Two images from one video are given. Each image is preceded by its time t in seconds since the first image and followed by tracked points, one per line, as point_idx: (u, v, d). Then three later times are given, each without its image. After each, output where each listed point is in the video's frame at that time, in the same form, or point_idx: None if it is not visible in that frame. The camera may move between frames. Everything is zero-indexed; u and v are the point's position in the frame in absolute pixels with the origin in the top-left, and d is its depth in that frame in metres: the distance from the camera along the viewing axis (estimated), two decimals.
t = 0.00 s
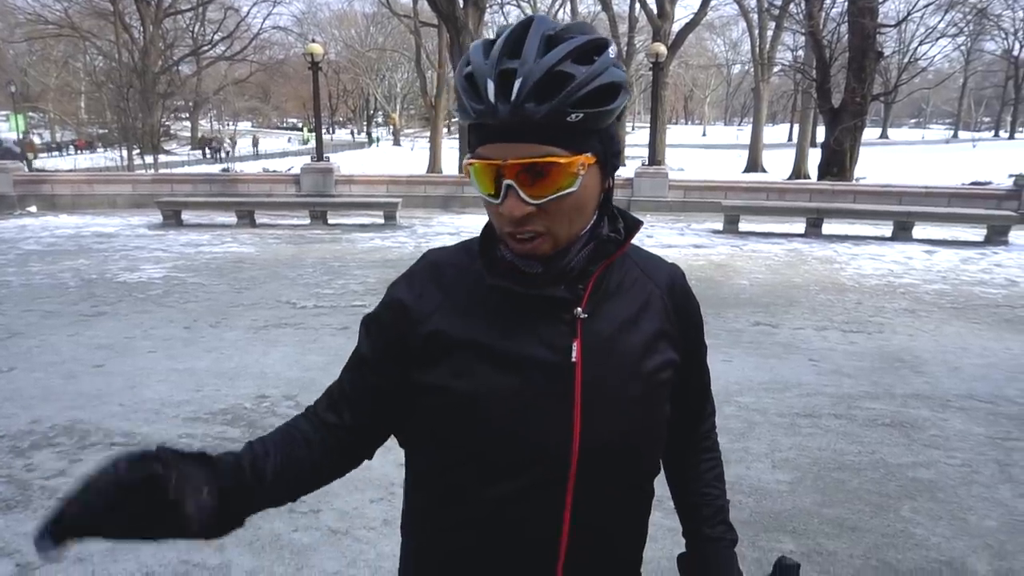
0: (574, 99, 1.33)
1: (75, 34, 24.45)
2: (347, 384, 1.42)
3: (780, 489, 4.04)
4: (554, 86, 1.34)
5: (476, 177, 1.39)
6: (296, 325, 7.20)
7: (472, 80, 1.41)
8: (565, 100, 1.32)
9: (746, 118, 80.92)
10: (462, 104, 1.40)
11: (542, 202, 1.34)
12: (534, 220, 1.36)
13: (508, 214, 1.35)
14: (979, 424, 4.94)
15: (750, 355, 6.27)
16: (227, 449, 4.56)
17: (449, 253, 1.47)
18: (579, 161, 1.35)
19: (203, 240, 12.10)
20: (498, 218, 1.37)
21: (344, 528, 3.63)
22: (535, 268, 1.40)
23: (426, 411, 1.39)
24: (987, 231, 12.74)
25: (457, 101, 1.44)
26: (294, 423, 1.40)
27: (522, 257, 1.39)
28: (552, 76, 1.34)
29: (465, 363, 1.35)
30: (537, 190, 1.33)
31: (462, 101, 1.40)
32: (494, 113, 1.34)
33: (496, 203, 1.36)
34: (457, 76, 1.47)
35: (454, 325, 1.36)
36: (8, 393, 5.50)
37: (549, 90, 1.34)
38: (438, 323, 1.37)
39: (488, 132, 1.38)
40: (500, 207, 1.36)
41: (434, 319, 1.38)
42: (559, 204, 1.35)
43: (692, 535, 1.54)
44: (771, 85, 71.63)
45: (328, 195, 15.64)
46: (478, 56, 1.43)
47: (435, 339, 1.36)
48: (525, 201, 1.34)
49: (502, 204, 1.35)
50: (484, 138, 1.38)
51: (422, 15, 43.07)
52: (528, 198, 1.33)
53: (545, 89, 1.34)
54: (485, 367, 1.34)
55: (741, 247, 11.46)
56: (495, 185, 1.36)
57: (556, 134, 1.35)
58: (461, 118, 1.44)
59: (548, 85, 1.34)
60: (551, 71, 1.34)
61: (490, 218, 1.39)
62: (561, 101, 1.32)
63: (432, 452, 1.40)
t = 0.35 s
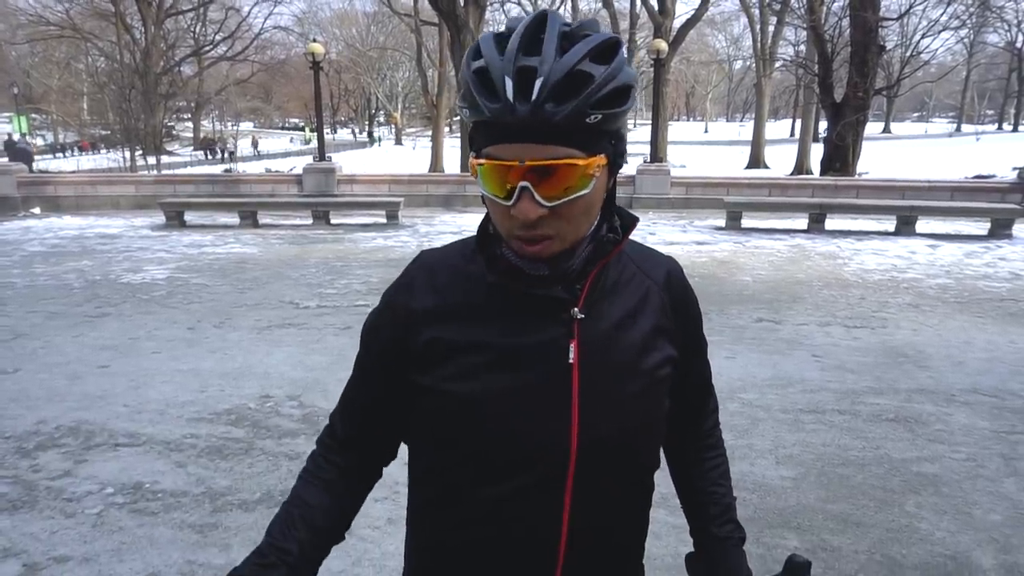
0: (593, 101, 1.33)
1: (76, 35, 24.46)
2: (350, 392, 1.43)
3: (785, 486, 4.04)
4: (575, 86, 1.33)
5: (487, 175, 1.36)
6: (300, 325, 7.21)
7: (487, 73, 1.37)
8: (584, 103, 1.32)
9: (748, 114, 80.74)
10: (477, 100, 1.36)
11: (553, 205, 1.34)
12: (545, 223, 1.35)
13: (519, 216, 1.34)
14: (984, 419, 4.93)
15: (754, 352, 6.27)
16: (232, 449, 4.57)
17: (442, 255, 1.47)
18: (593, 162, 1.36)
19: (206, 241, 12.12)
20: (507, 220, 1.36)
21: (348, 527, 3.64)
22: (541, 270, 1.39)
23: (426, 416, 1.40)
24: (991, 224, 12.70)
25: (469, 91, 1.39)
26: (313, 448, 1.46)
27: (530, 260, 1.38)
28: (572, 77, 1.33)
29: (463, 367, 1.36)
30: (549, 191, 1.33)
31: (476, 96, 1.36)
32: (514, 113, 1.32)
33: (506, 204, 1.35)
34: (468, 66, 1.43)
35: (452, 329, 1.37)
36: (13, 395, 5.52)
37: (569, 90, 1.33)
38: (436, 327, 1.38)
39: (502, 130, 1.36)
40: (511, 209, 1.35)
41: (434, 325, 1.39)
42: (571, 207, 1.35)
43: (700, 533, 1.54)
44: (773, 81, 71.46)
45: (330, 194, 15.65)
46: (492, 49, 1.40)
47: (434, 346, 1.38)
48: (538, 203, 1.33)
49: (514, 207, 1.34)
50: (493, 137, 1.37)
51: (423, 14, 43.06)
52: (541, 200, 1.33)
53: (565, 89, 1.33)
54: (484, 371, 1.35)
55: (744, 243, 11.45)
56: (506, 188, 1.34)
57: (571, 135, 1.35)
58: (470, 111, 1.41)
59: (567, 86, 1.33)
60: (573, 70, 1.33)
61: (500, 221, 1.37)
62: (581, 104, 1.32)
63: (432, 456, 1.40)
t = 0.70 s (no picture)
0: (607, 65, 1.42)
1: (76, 42, 24.49)
2: (349, 404, 1.44)
3: (789, 486, 4.02)
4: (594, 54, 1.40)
5: (564, 158, 1.31)
6: (301, 330, 7.21)
7: (522, 64, 1.32)
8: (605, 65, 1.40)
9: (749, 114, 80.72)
10: (531, 88, 1.30)
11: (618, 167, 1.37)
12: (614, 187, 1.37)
13: (601, 183, 1.33)
14: (988, 417, 4.90)
15: (757, 352, 6.25)
16: (235, 455, 4.56)
17: (437, 258, 1.45)
18: (623, 115, 1.44)
19: (207, 246, 12.13)
20: (589, 192, 1.33)
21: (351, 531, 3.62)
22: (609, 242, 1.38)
23: (425, 422, 1.40)
24: (993, 222, 12.66)
25: (504, 93, 1.31)
26: (312, 460, 1.47)
27: (605, 234, 1.37)
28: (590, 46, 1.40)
29: (460, 373, 1.36)
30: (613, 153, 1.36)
31: (527, 87, 1.30)
32: (576, 84, 1.33)
33: (587, 178, 1.32)
34: (479, 74, 1.34)
35: (449, 335, 1.37)
36: (16, 403, 5.51)
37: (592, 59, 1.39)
38: (433, 333, 1.38)
39: (554, 115, 1.34)
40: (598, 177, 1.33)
41: (431, 331, 1.38)
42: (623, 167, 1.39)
43: (710, 540, 1.52)
44: (773, 81, 71.40)
45: (331, 199, 15.65)
46: (505, 46, 1.34)
47: (431, 353, 1.38)
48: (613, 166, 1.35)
49: (597, 175, 1.32)
50: (549, 122, 1.34)
51: (422, 17, 43.08)
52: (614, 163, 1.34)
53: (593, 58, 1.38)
54: (483, 376, 1.34)
55: (745, 244, 11.44)
56: (588, 159, 1.32)
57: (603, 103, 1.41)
58: (511, 111, 1.32)
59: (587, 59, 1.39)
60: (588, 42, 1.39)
61: (582, 198, 1.33)
62: (606, 64, 1.39)
63: (433, 462, 1.40)
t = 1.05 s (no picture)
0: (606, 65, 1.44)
1: (67, 45, 24.40)
2: (334, 404, 1.44)
3: (785, 479, 4.03)
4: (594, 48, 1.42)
5: (560, 141, 1.31)
6: (297, 330, 7.20)
7: (526, 46, 1.34)
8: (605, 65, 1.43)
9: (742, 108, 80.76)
10: (537, 68, 1.31)
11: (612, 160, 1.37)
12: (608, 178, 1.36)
13: (595, 170, 1.33)
14: (983, 407, 4.92)
15: (752, 346, 6.26)
16: (231, 456, 4.56)
17: (422, 256, 1.45)
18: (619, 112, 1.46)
19: (202, 248, 12.10)
20: (584, 177, 1.33)
21: (349, 531, 3.63)
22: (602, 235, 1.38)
23: (414, 423, 1.40)
24: (986, 213, 12.70)
25: (510, 70, 1.32)
26: (297, 461, 1.47)
27: (600, 224, 1.36)
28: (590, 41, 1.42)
29: (448, 372, 1.36)
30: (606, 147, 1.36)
31: (531, 67, 1.31)
32: (577, 70, 1.34)
33: (582, 165, 1.32)
34: (483, 53, 1.34)
35: (437, 334, 1.37)
36: (11, 408, 5.50)
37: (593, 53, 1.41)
38: (421, 333, 1.38)
39: (555, 98, 1.34)
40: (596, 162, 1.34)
41: (418, 330, 1.38)
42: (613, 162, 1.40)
43: (702, 537, 1.53)
44: (766, 75, 71.45)
45: (325, 199, 15.63)
46: (510, 27, 1.36)
47: (420, 353, 1.38)
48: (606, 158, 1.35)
49: (593, 161, 1.32)
50: (548, 104, 1.34)
51: (415, 16, 43.00)
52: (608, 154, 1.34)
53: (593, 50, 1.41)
54: (473, 376, 1.35)
55: (739, 238, 11.45)
56: (585, 144, 1.32)
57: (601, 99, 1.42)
58: (513, 88, 1.32)
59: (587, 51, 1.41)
60: (590, 36, 1.42)
61: (578, 183, 1.33)
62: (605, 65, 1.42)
63: (423, 463, 1.41)
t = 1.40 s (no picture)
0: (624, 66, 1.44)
1: (91, 54, 24.77)
2: (353, 415, 1.45)
3: (806, 485, 3.99)
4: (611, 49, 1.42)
5: (576, 141, 1.31)
6: (315, 334, 7.24)
7: (545, 45, 1.33)
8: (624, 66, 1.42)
9: (760, 110, 80.25)
10: (554, 66, 1.30)
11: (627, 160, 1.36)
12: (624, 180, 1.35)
13: (610, 170, 1.32)
14: (1008, 413, 4.85)
15: (772, 350, 6.21)
16: (251, 459, 4.59)
17: (436, 265, 1.46)
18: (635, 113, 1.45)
19: (222, 253, 12.22)
20: (599, 177, 1.32)
21: (367, 535, 3.64)
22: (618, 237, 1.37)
23: (430, 431, 1.40)
24: (1011, 215, 12.51)
25: (527, 68, 1.31)
26: (314, 473, 1.48)
27: (616, 225, 1.35)
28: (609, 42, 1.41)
29: (464, 381, 1.36)
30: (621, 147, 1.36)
31: (549, 65, 1.30)
32: (594, 69, 1.33)
33: (597, 165, 1.31)
34: (501, 52, 1.34)
35: (451, 344, 1.37)
36: (36, 410, 5.58)
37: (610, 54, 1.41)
38: (436, 342, 1.38)
39: (571, 97, 1.34)
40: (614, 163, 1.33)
41: (433, 339, 1.39)
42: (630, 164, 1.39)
43: (722, 547, 1.51)
44: (784, 77, 70.96)
45: (344, 204, 15.74)
46: (527, 27, 1.36)
47: (435, 361, 1.38)
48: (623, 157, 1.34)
49: (609, 161, 1.32)
50: (564, 102, 1.34)
51: (431, 21, 43.20)
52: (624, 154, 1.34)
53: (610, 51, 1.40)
54: (488, 384, 1.34)
55: (758, 241, 11.37)
56: (601, 143, 1.32)
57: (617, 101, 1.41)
58: (529, 87, 1.32)
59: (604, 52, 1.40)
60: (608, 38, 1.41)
61: (593, 182, 1.32)
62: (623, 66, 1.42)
63: (439, 473, 1.40)
